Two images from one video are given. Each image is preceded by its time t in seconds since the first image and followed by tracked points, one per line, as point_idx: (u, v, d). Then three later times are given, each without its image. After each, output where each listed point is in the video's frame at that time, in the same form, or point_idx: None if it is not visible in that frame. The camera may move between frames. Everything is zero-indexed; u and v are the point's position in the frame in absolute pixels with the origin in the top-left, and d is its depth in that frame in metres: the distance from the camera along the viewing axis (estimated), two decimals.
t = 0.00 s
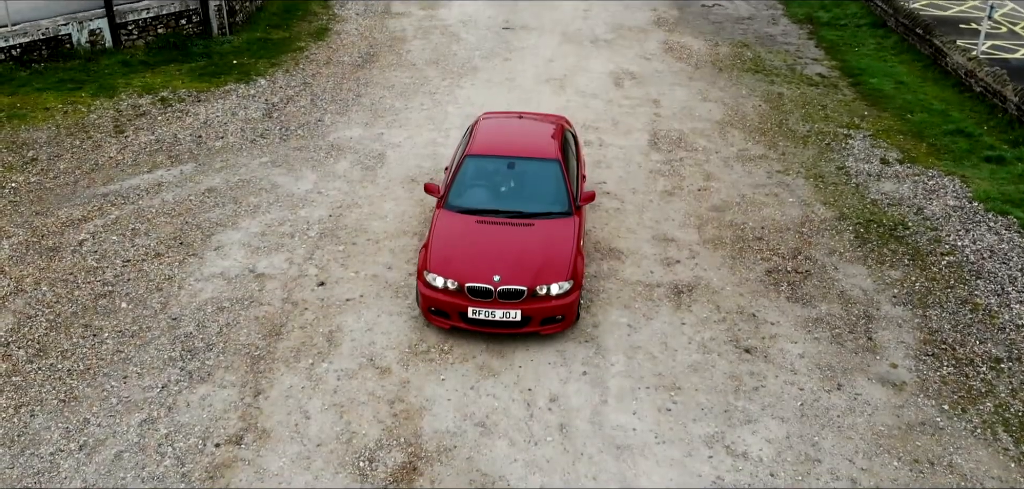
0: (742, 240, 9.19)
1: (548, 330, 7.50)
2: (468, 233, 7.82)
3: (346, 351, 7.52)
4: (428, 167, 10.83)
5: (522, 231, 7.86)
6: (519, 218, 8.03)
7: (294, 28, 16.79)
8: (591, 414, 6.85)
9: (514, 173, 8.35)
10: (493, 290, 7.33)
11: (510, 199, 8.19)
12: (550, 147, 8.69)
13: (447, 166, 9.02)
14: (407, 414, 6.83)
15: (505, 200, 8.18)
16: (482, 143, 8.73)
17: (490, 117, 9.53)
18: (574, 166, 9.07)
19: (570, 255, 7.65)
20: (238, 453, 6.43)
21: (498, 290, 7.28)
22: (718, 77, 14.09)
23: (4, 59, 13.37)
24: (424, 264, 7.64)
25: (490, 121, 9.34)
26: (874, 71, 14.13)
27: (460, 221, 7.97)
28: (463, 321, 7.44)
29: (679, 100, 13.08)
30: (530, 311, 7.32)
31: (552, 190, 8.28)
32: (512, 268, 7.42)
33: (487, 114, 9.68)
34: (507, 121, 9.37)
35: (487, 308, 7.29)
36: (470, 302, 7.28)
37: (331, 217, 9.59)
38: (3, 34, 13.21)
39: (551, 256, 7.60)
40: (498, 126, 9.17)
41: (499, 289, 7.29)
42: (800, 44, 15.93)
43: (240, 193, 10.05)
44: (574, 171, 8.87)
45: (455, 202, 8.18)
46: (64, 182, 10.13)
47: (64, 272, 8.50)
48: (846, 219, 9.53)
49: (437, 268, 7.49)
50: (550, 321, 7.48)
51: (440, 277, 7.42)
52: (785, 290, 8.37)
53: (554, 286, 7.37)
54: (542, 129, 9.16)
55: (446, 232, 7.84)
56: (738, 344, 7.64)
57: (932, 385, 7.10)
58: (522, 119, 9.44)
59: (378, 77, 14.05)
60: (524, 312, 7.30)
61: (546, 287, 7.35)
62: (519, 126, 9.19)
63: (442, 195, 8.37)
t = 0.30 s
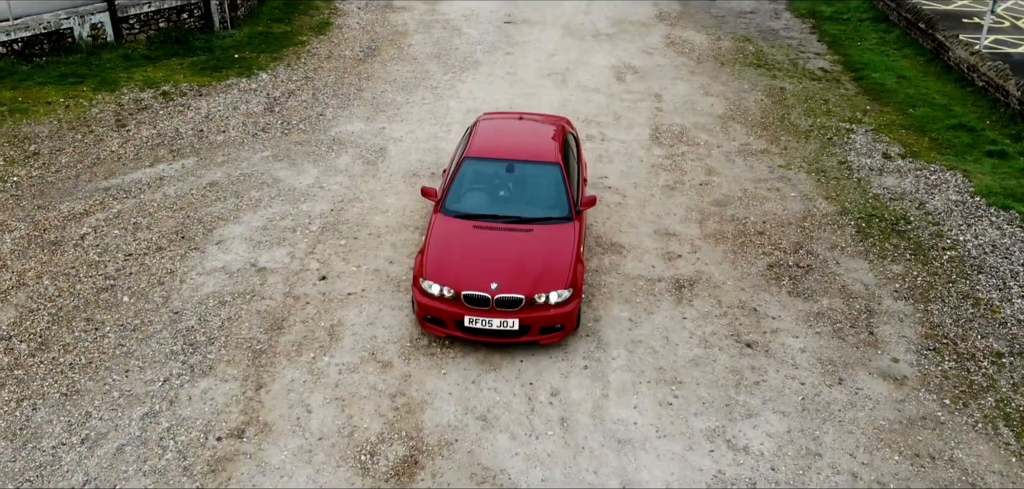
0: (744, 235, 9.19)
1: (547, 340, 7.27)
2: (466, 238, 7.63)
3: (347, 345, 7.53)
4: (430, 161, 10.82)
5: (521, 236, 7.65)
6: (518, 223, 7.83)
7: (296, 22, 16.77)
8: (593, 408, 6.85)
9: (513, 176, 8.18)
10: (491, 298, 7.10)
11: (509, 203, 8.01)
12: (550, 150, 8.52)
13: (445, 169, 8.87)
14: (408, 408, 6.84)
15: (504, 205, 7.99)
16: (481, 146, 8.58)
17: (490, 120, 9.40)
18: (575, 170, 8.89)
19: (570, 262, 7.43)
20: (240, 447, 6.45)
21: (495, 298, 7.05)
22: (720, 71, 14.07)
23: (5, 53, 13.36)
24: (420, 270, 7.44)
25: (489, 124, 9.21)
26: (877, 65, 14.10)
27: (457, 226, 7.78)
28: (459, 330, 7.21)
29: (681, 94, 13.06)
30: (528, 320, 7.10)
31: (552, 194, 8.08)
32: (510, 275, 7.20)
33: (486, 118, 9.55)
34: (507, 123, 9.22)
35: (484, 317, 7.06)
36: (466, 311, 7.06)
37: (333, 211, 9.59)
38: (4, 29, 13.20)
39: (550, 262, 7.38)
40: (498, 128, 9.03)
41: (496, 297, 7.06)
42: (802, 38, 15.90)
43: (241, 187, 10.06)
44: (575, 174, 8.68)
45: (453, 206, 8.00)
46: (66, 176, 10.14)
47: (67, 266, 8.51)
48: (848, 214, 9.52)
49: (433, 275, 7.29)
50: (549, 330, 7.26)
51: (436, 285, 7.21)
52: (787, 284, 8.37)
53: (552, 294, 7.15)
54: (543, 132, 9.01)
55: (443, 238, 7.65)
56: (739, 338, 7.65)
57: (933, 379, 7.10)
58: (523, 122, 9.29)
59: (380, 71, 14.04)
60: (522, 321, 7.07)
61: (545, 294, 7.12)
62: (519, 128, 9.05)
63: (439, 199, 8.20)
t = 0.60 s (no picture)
0: (746, 230, 9.18)
1: (545, 351, 7.10)
2: (463, 245, 7.45)
3: (349, 340, 7.53)
4: (431, 155, 10.81)
5: (519, 243, 7.48)
6: (516, 229, 7.65)
7: (297, 16, 16.75)
8: (594, 403, 6.85)
9: (512, 180, 8.01)
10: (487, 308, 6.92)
11: (507, 209, 7.83)
12: (550, 154, 8.34)
13: (443, 173, 8.70)
14: (409, 402, 6.85)
15: (502, 210, 7.82)
16: (479, 150, 8.41)
17: (489, 121, 9.23)
18: (576, 173, 8.71)
19: (569, 270, 7.25)
20: (241, 441, 6.46)
21: (491, 308, 6.87)
22: (722, 66, 14.03)
23: (7, 47, 13.36)
24: (415, 279, 7.26)
25: (488, 126, 9.03)
26: (880, 60, 14.06)
27: (454, 232, 7.60)
28: (455, 341, 7.03)
29: (683, 88, 13.03)
30: (526, 331, 6.92)
31: (552, 199, 7.90)
32: (507, 285, 7.01)
33: (485, 119, 9.38)
34: (506, 125, 9.05)
35: (481, 328, 6.88)
36: (463, 321, 6.88)
37: (334, 206, 9.59)
38: (6, 22, 13.21)
39: (549, 271, 7.20)
40: (497, 130, 8.86)
41: (494, 307, 6.88)
42: (805, 32, 15.86)
43: (243, 181, 10.06)
44: (576, 178, 8.50)
45: (449, 211, 7.83)
46: (68, 170, 10.15)
47: (68, 259, 8.52)
48: (851, 208, 9.50)
49: (428, 284, 7.11)
50: (547, 341, 7.08)
51: (431, 294, 7.02)
52: (789, 279, 8.36)
53: (551, 304, 6.97)
54: (543, 134, 8.83)
55: (439, 245, 7.47)
56: (741, 333, 7.64)
57: (935, 375, 7.09)
58: (522, 123, 9.11)
59: (381, 65, 14.02)
60: (520, 332, 6.89)
61: (544, 304, 6.94)
62: (519, 130, 8.87)
63: (436, 204, 8.03)
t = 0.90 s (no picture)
0: (748, 223, 9.16)
1: (544, 363, 6.91)
2: (459, 253, 7.26)
3: (350, 332, 7.53)
4: (433, 148, 10.80)
5: (517, 252, 7.28)
6: (514, 236, 7.46)
7: (299, 8, 16.72)
8: (595, 396, 6.86)
9: (510, 185, 7.81)
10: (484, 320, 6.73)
11: (505, 214, 7.63)
12: (549, 157, 8.15)
13: (439, 177, 8.51)
14: (411, 395, 6.85)
15: (500, 216, 7.62)
16: (477, 153, 8.21)
17: (487, 122, 9.03)
18: (576, 177, 8.52)
19: (568, 279, 7.06)
20: (242, 433, 6.47)
21: (488, 320, 6.67)
22: (725, 58, 13.99)
23: (8, 39, 13.37)
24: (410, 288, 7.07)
25: (486, 127, 8.83)
26: (883, 52, 14.01)
27: (450, 240, 7.41)
28: (451, 353, 6.86)
29: (685, 81, 13.00)
30: (524, 343, 6.73)
31: (551, 205, 7.71)
32: (505, 296, 6.82)
33: (483, 120, 9.18)
34: (505, 126, 8.86)
35: (477, 340, 6.70)
36: (459, 334, 6.69)
37: (336, 198, 9.58)
38: (8, 14, 13.22)
39: (548, 281, 7.01)
40: (495, 132, 8.66)
41: (490, 319, 6.69)
42: (808, 25, 15.80)
43: (244, 174, 10.05)
44: (576, 182, 8.30)
45: (446, 217, 7.64)
46: (69, 162, 10.15)
47: (70, 252, 8.52)
48: (853, 202, 9.48)
49: (423, 294, 6.92)
50: (546, 353, 6.89)
51: (426, 305, 6.83)
52: (791, 273, 8.34)
53: (550, 315, 6.78)
54: (542, 136, 8.64)
55: (435, 254, 7.28)
56: (743, 326, 7.64)
57: (937, 368, 7.09)
58: (521, 124, 8.91)
59: (383, 58, 14.00)
60: (517, 344, 6.70)
61: (542, 316, 6.74)
62: (517, 132, 8.67)
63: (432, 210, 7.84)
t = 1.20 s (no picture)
0: (751, 215, 9.14)
1: (543, 377, 6.66)
2: (456, 261, 7.01)
3: (353, 323, 7.54)
4: (436, 139, 10.78)
5: (516, 260, 7.03)
6: (512, 243, 7.20)
7: None
8: (597, 387, 6.86)
9: (509, 190, 7.56)
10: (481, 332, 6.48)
11: (504, 221, 7.37)
12: (550, 161, 7.89)
13: (437, 180, 8.26)
14: (413, 386, 6.86)
15: (499, 223, 7.36)
16: (475, 157, 7.96)
17: (486, 125, 8.79)
18: (577, 181, 8.26)
19: (569, 290, 6.80)
20: (245, 424, 6.49)
21: (485, 333, 6.42)
22: (729, 49, 13.95)
23: (12, 28, 13.39)
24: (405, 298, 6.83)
25: (485, 130, 8.59)
26: (888, 43, 13.95)
27: (447, 247, 7.15)
28: (447, 366, 6.61)
29: (689, 72, 12.95)
30: (522, 357, 6.48)
31: (552, 211, 7.45)
32: (502, 307, 6.57)
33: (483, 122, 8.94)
34: (505, 128, 8.62)
35: (474, 353, 6.45)
36: (455, 346, 6.45)
37: (338, 189, 9.58)
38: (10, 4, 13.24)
39: (547, 291, 6.75)
40: (494, 135, 8.41)
41: (487, 332, 6.44)
42: (812, 15, 15.73)
43: (247, 164, 10.05)
44: (577, 187, 8.04)
45: (443, 223, 7.38)
46: (72, 152, 10.16)
47: (73, 242, 8.53)
48: (857, 193, 9.46)
49: (418, 305, 6.67)
50: (546, 366, 6.64)
51: (421, 316, 6.59)
52: (794, 265, 8.33)
53: (550, 327, 6.52)
54: (542, 139, 8.40)
55: (431, 262, 7.03)
56: (745, 318, 7.63)
57: (940, 360, 7.07)
58: (521, 127, 8.66)
59: (386, 48, 13.98)
60: (516, 358, 6.45)
61: (542, 328, 6.49)
62: (517, 135, 8.43)
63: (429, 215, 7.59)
